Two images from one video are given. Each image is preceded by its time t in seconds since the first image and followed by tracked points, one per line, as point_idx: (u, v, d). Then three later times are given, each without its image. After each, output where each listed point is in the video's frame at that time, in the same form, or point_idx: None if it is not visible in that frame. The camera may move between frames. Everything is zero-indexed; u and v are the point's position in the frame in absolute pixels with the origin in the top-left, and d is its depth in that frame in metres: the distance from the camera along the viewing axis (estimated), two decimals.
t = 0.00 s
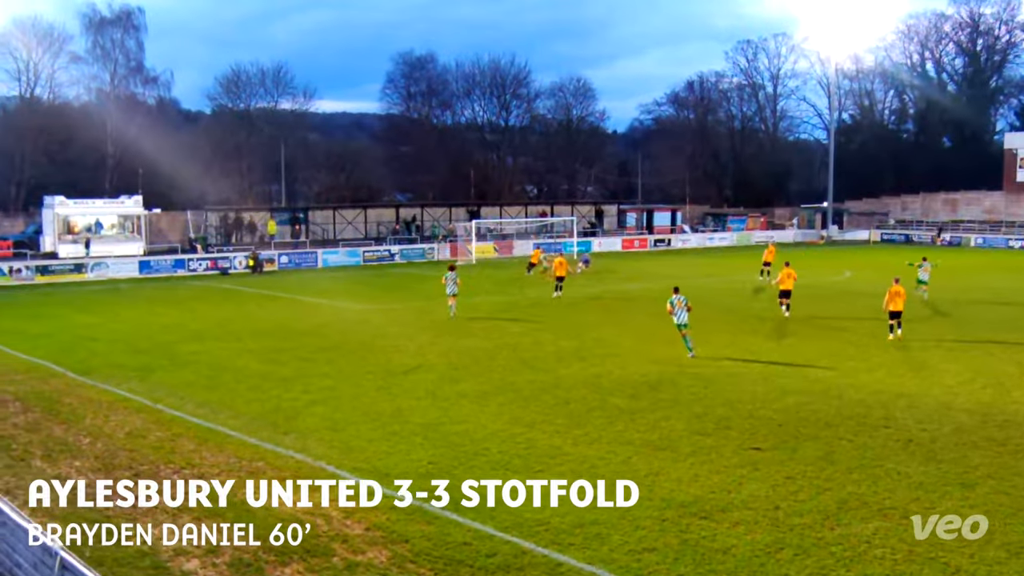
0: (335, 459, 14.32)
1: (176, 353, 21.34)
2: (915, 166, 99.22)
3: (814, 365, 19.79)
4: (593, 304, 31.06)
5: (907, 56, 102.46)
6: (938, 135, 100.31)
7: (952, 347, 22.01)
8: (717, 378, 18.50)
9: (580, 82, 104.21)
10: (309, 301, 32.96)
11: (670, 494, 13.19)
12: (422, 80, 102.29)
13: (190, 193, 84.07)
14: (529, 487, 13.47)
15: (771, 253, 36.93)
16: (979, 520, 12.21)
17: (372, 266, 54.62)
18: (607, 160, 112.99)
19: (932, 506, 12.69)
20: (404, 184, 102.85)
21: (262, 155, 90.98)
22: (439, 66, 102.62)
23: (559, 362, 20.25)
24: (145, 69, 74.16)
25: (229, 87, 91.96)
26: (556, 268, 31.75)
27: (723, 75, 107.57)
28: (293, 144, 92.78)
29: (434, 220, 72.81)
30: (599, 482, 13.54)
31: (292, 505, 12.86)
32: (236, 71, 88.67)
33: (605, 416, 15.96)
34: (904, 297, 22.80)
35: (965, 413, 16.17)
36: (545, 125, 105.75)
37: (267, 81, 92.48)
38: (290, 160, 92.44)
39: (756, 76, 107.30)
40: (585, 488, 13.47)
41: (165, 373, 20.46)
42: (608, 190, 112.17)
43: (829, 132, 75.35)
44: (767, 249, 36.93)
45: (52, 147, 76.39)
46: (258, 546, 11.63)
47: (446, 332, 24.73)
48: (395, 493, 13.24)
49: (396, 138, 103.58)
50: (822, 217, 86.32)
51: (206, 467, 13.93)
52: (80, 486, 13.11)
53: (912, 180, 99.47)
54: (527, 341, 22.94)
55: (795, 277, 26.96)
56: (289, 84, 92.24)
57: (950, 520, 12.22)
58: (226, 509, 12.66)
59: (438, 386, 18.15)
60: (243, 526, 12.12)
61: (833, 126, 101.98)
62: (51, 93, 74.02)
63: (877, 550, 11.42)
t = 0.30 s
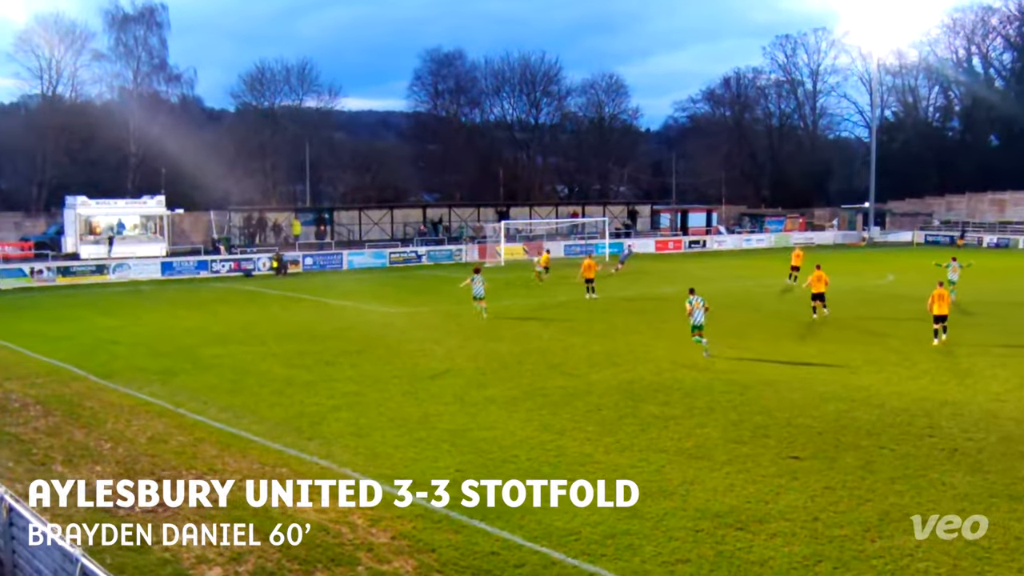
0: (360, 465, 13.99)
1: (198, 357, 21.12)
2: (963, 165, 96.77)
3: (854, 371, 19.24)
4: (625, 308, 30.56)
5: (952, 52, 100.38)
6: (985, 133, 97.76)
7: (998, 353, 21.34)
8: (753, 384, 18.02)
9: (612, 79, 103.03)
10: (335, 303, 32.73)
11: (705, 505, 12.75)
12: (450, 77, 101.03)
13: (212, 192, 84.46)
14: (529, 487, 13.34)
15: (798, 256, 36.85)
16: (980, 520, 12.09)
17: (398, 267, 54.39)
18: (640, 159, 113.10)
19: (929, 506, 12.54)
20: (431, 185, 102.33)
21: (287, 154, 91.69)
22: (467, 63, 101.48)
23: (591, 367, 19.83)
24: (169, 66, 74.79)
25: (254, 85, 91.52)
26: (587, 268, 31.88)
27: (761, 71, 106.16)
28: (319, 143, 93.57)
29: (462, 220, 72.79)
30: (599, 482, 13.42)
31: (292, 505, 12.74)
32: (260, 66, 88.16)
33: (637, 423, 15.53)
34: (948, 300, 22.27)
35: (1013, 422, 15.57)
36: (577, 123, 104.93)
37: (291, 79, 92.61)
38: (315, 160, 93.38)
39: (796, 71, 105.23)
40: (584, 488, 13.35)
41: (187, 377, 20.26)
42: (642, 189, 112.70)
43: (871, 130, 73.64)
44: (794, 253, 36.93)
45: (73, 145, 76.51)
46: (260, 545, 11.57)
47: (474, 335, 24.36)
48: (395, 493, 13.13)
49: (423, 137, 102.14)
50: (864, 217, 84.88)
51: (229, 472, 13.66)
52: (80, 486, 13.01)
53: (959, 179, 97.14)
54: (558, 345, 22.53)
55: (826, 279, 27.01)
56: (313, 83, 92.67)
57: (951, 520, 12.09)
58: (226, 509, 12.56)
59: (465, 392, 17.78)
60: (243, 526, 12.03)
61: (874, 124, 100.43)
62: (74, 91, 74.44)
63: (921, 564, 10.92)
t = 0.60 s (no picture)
0: (387, 470, 13.76)
1: (224, 359, 20.98)
2: (1007, 165, 95.03)
3: (894, 377, 18.79)
4: (656, 310, 30.17)
5: (997, 48, 99.41)
6: None
7: None
8: (789, 389, 17.65)
9: (644, 77, 103.43)
10: (363, 305, 32.62)
11: (740, 512, 12.39)
12: (479, 75, 101.31)
13: (237, 193, 84.42)
14: (529, 487, 13.26)
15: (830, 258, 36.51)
16: (979, 520, 12.00)
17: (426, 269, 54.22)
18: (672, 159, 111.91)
19: (930, 506, 12.42)
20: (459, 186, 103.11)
21: (313, 154, 92.24)
22: (497, 61, 101.88)
23: (624, 371, 19.51)
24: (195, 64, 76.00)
25: (281, 85, 92.20)
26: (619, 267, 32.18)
27: (798, 68, 105.89)
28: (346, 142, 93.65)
29: (492, 221, 72.69)
30: (599, 482, 13.34)
31: (292, 505, 12.66)
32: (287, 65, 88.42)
33: (670, 429, 15.21)
34: (995, 303, 21.77)
35: None
36: (609, 122, 104.36)
37: (318, 77, 93.54)
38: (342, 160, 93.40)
39: (834, 68, 104.90)
40: (584, 488, 13.26)
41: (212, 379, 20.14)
42: (674, 190, 110.15)
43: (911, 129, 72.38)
44: (826, 255, 36.72)
45: (99, 144, 77.56)
46: (263, 544, 11.50)
47: (503, 338, 24.12)
48: (396, 493, 13.05)
49: (452, 136, 102.60)
50: (904, 218, 83.58)
51: (255, 476, 13.49)
52: (80, 486, 12.91)
53: (1002, 179, 95.64)
54: (589, 349, 22.24)
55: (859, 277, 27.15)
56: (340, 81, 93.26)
57: (951, 520, 11.99)
58: (227, 509, 12.47)
59: (494, 395, 17.54)
60: (243, 526, 11.94)
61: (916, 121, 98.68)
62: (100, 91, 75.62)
63: None
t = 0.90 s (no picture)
0: (416, 472, 13.67)
1: (252, 359, 20.98)
2: None
3: (930, 380, 18.52)
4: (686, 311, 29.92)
5: None
6: None
7: None
8: (823, 392, 17.44)
9: (676, 75, 102.31)
10: (392, 305, 32.65)
11: (772, 517, 12.19)
12: (509, 73, 101.08)
13: (266, 194, 84.58)
14: (529, 487, 13.23)
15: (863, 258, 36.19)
16: (979, 520, 11.96)
17: (455, 270, 54.23)
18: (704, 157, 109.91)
19: (930, 506, 12.40)
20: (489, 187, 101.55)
21: (342, 155, 93.04)
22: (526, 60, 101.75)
23: (655, 373, 19.33)
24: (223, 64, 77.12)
25: (311, 84, 93.26)
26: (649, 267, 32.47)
27: (832, 67, 105.44)
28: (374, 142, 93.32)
29: (521, 220, 72.78)
30: (599, 482, 13.31)
31: (292, 505, 12.59)
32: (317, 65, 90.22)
33: (702, 432, 15.05)
34: None
35: None
36: (640, 121, 104.61)
37: (347, 77, 94.53)
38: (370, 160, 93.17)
39: (869, 67, 104.63)
40: (585, 488, 13.24)
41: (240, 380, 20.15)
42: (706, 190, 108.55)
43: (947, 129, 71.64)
44: (857, 255, 36.52)
45: (129, 144, 77.99)
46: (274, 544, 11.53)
47: (532, 339, 24.02)
48: (396, 493, 13.01)
49: (481, 135, 102.69)
50: (940, 218, 82.83)
51: (283, 478, 13.42)
52: (79, 485, 12.85)
53: None
54: (619, 350, 22.10)
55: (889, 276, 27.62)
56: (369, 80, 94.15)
57: (950, 520, 11.96)
58: (226, 509, 12.43)
59: (523, 397, 17.44)
60: (243, 526, 11.90)
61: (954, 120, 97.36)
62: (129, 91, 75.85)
63: None
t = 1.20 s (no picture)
0: (446, 473, 13.61)
1: (280, 360, 20.99)
2: None
3: (968, 383, 18.20)
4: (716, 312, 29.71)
5: None
6: None
7: None
8: (857, 395, 17.20)
9: (708, 75, 103.25)
10: (421, 306, 32.63)
11: (804, 522, 12.00)
12: (538, 72, 101.82)
13: (295, 194, 85.52)
14: (529, 487, 13.20)
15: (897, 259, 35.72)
16: (979, 520, 11.92)
17: (483, 270, 54.08)
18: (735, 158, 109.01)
19: (928, 505, 12.35)
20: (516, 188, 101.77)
21: (371, 154, 92.56)
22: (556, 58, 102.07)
23: (685, 375, 19.18)
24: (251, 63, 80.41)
25: (338, 83, 92.17)
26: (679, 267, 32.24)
27: (867, 65, 105.32)
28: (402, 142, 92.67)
29: (551, 221, 72.57)
30: (599, 482, 13.29)
31: (292, 505, 12.54)
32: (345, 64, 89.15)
33: (733, 435, 14.89)
34: None
35: None
36: (670, 120, 104.08)
37: (375, 77, 93.63)
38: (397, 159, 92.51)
39: (905, 66, 103.88)
40: (585, 488, 13.22)
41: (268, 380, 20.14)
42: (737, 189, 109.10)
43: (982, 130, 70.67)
44: (890, 254, 36.06)
45: (158, 144, 78.92)
46: (305, 543, 11.51)
47: (561, 341, 23.87)
48: (396, 493, 12.97)
49: (510, 135, 102.76)
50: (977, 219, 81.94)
51: (312, 479, 13.39)
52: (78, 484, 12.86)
53: None
54: (649, 352, 21.93)
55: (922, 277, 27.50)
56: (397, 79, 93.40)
57: (950, 520, 11.92)
58: (225, 509, 12.38)
59: (552, 399, 17.33)
60: (243, 526, 11.86)
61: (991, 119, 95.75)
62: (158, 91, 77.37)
63: None
